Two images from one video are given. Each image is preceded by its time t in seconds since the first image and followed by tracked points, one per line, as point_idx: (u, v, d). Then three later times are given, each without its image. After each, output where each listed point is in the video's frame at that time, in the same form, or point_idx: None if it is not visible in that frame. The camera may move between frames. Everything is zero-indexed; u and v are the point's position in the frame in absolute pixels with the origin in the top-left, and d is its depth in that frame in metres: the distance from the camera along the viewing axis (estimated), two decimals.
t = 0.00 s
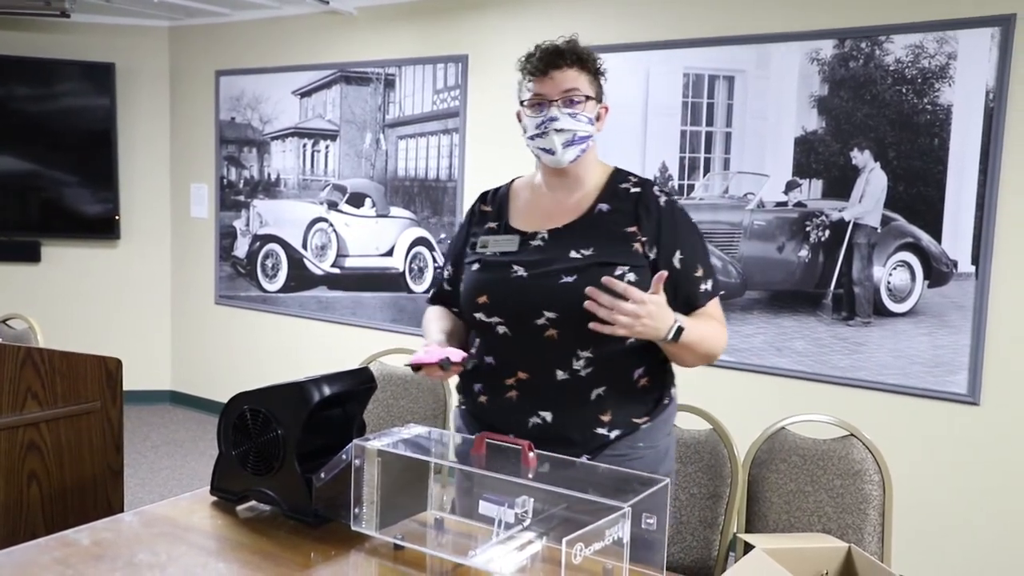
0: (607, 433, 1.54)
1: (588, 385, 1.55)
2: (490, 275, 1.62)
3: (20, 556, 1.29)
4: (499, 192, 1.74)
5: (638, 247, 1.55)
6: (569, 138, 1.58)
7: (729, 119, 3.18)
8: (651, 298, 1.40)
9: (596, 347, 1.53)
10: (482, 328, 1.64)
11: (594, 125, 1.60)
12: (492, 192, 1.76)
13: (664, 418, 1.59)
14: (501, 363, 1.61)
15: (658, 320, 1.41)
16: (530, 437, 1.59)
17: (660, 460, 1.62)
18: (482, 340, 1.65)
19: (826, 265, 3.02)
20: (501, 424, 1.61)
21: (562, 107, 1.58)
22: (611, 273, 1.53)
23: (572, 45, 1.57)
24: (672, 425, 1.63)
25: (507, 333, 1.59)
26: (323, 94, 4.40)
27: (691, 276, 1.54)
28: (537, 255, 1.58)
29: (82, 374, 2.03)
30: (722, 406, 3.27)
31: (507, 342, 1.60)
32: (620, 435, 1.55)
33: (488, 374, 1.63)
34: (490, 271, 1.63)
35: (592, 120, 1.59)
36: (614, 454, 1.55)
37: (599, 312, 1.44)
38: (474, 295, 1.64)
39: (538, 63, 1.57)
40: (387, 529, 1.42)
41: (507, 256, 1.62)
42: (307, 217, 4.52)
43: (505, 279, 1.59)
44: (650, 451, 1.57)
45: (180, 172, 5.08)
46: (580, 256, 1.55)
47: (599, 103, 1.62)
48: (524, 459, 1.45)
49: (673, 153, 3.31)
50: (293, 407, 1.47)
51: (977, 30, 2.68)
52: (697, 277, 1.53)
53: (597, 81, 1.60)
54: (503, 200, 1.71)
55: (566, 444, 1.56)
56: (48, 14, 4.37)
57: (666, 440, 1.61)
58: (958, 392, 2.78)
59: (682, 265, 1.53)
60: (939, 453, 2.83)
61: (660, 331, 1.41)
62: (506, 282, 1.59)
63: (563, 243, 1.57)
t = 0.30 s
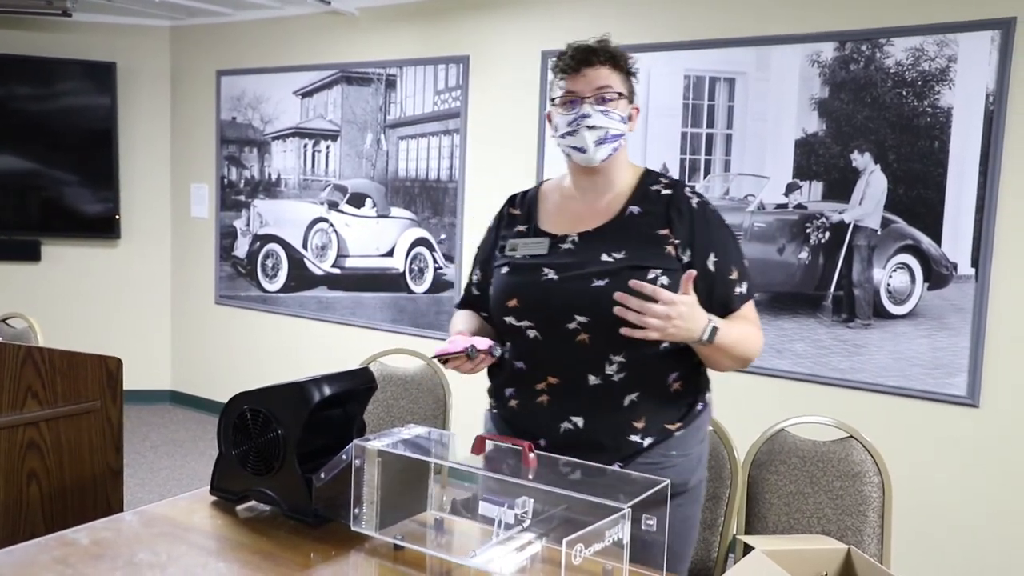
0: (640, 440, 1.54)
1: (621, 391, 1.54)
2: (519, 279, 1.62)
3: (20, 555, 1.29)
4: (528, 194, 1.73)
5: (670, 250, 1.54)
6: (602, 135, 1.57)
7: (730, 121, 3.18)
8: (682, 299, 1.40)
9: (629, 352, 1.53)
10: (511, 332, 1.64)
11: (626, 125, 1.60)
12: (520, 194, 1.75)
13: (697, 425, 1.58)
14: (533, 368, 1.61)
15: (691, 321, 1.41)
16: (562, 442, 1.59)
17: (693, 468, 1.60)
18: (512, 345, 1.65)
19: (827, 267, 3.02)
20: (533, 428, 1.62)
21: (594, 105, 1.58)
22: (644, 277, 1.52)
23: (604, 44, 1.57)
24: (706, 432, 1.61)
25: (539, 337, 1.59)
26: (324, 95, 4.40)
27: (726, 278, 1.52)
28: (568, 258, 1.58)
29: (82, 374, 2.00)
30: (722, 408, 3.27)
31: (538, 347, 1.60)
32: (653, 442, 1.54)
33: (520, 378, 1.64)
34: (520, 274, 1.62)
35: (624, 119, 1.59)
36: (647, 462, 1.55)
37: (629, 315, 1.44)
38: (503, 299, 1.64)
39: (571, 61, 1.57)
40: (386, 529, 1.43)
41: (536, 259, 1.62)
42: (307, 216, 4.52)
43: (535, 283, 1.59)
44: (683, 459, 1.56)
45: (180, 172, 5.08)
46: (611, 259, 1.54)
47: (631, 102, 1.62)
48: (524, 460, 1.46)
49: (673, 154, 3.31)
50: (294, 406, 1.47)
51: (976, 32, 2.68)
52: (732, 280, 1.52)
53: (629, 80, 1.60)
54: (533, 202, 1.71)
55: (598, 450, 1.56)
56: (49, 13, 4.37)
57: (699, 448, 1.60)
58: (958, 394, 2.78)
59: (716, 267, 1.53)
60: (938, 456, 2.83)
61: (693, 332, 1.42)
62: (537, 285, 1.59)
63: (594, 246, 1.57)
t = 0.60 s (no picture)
0: (665, 444, 1.53)
1: (646, 393, 1.54)
2: (543, 280, 1.62)
3: (21, 556, 1.29)
4: (555, 198, 1.74)
5: (696, 251, 1.53)
6: (631, 133, 1.59)
7: (729, 120, 3.18)
8: (699, 301, 1.40)
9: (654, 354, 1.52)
10: (536, 334, 1.65)
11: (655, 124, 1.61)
12: (547, 198, 1.76)
13: (725, 431, 1.57)
14: (558, 370, 1.61)
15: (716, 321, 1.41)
16: (586, 446, 1.59)
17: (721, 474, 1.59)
18: (537, 347, 1.65)
19: (826, 266, 3.02)
20: (558, 431, 1.62)
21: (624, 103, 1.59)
22: (669, 277, 1.51)
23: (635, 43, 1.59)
24: (735, 438, 1.60)
25: (563, 339, 1.60)
26: (323, 95, 4.40)
27: (755, 281, 1.52)
28: (593, 259, 1.58)
29: (81, 375, 1.99)
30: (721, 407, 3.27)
31: (563, 348, 1.60)
32: (678, 446, 1.53)
33: (545, 380, 1.64)
34: (545, 275, 1.62)
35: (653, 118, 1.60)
36: (672, 467, 1.54)
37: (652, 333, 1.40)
38: (528, 300, 1.64)
39: (602, 58, 1.59)
40: (386, 529, 1.43)
41: (560, 261, 1.62)
42: (307, 217, 4.52)
43: (559, 284, 1.59)
44: (711, 466, 1.55)
45: (179, 172, 5.08)
46: (636, 260, 1.54)
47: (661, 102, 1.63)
48: (523, 460, 1.47)
49: (671, 155, 3.31)
50: (294, 407, 1.47)
51: (974, 32, 2.68)
52: (761, 283, 1.52)
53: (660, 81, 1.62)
54: (559, 204, 1.72)
55: (622, 453, 1.56)
56: (47, 14, 4.37)
57: (728, 456, 1.59)
58: (956, 393, 2.79)
59: (745, 271, 1.52)
60: (937, 455, 2.84)
61: (720, 332, 1.41)
62: (561, 286, 1.59)
63: (620, 246, 1.57)
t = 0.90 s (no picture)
0: (676, 446, 1.52)
1: (657, 394, 1.53)
2: (555, 279, 1.61)
3: (20, 556, 1.29)
4: (572, 200, 1.75)
5: (710, 251, 1.52)
6: (646, 145, 1.60)
7: (726, 120, 3.18)
8: (679, 302, 1.41)
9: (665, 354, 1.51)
10: (546, 333, 1.65)
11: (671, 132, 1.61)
12: (564, 200, 1.77)
13: (738, 436, 1.55)
14: (569, 370, 1.61)
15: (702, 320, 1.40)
16: (596, 447, 1.58)
17: (734, 480, 1.57)
18: (550, 348, 1.65)
19: (823, 266, 3.03)
20: (569, 432, 1.61)
21: (640, 113, 1.60)
22: (681, 277, 1.51)
23: (653, 48, 1.55)
24: (749, 444, 1.59)
25: (575, 339, 1.59)
26: (320, 95, 4.40)
27: (770, 282, 1.50)
28: (606, 259, 1.58)
29: (79, 375, 1.99)
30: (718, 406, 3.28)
31: (574, 349, 1.60)
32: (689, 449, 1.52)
33: (557, 380, 1.64)
34: (558, 275, 1.62)
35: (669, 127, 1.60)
36: (683, 471, 1.52)
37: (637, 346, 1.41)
38: (540, 300, 1.64)
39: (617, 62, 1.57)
40: (385, 528, 1.43)
41: (573, 260, 1.62)
42: (305, 217, 4.52)
43: (571, 284, 1.59)
44: (724, 472, 1.54)
45: (176, 172, 5.08)
46: (649, 261, 1.54)
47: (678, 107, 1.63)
48: (521, 459, 1.47)
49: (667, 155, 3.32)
50: (293, 406, 1.47)
51: (970, 31, 2.69)
52: (777, 284, 1.50)
53: (676, 87, 1.59)
54: (576, 207, 1.73)
55: (631, 454, 1.55)
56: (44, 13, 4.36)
57: (741, 462, 1.57)
58: (953, 392, 2.79)
59: (759, 272, 1.51)
60: (934, 453, 2.84)
61: (705, 329, 1.40)
62: (573, 286, 1.58)
63: (633, 247, 1.57)
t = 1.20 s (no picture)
0: (668, 445, 1.53)
1: (653, 392, 1.54)
2: (558, 271, 1.64)
3: (20, 555, 1.29)
4: (584, 194, 1.75)
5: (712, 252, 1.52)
6: (634, 154, 1.59)
7: (725, 120, 3.19)
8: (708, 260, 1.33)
9: (660, 353, 1.52)
10: (548, 325, 1.67)
11: (663, 139, 1.58)
12: (577, 193, 1.77)
13: (733, 438, 1.56)
14: (567, 363, 1.63)
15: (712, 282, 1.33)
16: (590, 441, 1.59)
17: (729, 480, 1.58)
18: (549, 339, 1.67)
19: (821, 266, 3.04)
20: (565, 426, 1.62)
21: (628, 124, 1.59)
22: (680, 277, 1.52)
23: (636, 57, 1.54)
24: (745, 445, 1.59)
25: (573, 332, 1.61)
26: (319, 94, 4.40)
27: (764, 285, 1.48)
28: (610, 255, 1.59)
29: (79, 374, 1.98)
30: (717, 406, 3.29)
31: (572, 341, 1.62)
32: (682, 448, 1.53)
33: (555, 372, 1.66)
34: (561, 268, 1.64)
35: (660, 133, 1.57)
36: (675, 469, 1.54)
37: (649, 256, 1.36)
38: (542, 291, 1.66)
39: (605, 77, 1.59)
40: (385, 527, 1.43)
41: (575, 254, 1.64)
42: (303, 216, 4.52)
43: (573, 276, 1.60)
44: (718, 472, 1.55)
45: (174, 172, 5.08)
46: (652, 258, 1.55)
47: (676, 110, 1.59)
48: (521, 457, 1.47)
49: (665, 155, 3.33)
50: (293, 404, 1.48)
51: (968, 31, 2.70)
52: (770, 288, 1.48)
53: (666, 91, 1.57)
54: (587, 202, 1.73)
55: (625, 450, 1.56)
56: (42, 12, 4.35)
57: (736, 462, 1.57)
58: (951, 391, 2.80)
59: (752, 274, 1.48)
60: (931, 452, 2.85)
61: (708, 295, 1.33)
62: (574, 279, 1.60)
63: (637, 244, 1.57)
